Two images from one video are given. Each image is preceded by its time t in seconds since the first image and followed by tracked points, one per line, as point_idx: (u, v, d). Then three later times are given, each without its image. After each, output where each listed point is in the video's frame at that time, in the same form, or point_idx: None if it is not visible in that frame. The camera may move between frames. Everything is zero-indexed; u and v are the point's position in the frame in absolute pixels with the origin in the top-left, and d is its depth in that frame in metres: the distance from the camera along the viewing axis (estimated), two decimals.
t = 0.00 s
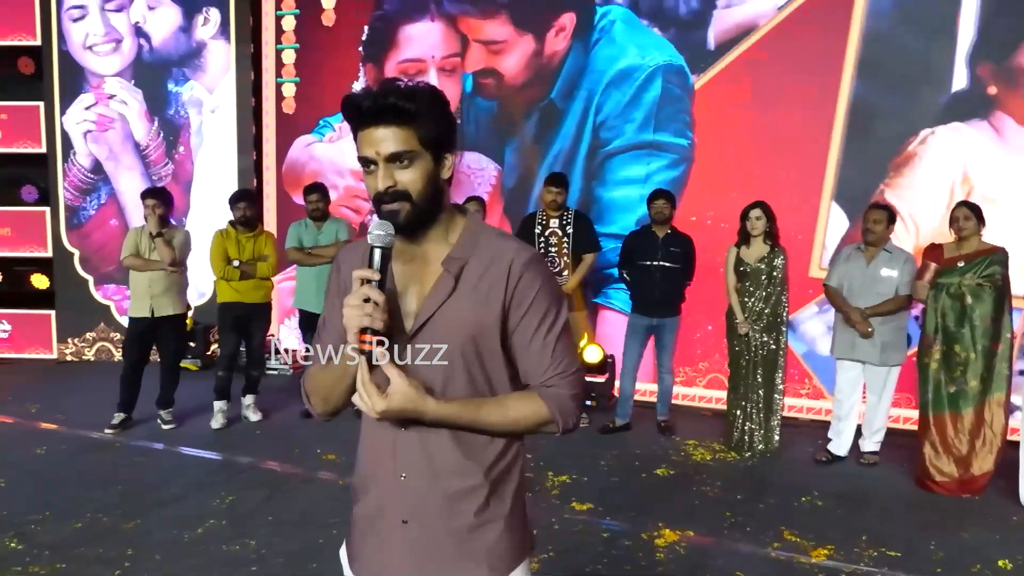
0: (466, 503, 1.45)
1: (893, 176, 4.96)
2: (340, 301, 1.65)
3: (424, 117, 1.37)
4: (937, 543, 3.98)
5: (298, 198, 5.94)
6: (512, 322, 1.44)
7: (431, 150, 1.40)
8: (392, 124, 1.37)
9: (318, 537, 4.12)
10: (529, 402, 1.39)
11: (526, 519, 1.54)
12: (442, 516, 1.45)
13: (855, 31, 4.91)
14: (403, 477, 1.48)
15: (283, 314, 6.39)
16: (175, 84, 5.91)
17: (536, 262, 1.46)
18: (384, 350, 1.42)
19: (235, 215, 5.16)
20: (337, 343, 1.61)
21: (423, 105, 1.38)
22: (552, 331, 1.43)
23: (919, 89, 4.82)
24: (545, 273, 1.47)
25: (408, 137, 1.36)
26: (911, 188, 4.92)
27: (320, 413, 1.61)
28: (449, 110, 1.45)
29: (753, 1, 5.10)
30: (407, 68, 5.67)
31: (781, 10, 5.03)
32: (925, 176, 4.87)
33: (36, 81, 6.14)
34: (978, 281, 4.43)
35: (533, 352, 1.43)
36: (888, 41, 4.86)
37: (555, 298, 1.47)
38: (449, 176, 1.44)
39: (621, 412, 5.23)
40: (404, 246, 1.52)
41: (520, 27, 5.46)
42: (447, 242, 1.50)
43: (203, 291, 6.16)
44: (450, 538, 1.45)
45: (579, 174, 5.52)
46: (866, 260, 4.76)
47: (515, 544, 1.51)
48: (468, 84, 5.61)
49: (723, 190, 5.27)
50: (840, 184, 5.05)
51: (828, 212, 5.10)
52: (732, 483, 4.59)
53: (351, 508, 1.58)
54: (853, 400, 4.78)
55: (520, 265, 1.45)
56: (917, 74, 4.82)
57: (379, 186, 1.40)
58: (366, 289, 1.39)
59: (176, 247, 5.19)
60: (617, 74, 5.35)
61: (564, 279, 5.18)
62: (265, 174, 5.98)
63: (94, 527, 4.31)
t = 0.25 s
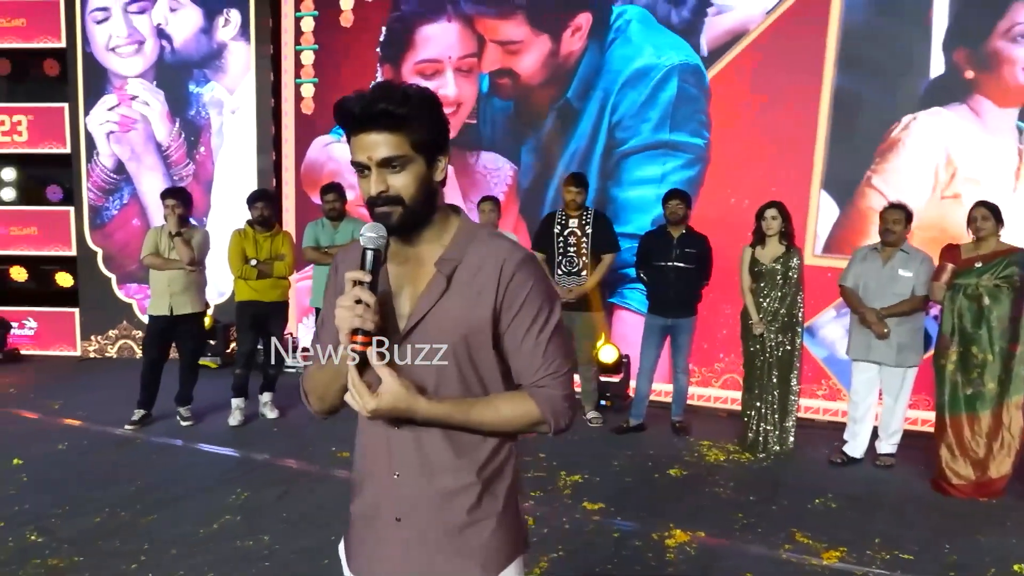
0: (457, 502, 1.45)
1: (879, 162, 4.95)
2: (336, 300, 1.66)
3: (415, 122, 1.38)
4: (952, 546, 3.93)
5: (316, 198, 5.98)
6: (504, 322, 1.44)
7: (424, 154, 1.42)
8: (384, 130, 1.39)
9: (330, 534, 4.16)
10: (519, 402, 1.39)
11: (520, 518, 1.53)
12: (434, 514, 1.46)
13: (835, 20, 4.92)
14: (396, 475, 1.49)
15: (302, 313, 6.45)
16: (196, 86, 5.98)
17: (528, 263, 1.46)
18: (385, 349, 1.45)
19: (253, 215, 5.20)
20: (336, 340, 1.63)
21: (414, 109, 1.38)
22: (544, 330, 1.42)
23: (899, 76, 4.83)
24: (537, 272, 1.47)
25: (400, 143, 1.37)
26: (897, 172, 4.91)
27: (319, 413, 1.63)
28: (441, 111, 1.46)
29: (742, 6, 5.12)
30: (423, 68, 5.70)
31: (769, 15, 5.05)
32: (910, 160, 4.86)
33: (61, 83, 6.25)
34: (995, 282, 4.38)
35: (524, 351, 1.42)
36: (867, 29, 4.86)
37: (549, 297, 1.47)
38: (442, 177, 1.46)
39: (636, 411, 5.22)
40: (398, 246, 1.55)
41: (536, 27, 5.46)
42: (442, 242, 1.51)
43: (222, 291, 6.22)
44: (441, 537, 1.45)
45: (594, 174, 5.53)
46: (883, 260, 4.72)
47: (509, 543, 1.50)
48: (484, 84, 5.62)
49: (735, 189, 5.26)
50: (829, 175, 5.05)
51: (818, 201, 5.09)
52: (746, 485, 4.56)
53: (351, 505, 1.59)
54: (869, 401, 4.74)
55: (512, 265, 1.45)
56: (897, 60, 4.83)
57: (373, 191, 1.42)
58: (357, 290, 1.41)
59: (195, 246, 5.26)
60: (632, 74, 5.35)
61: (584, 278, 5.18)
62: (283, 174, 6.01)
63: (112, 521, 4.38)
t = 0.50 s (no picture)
0: (455, 500, 1.46)
1: (881, 157, 4.93)
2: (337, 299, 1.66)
3: (412, 127, 1.36)
4: (969, 551, 3.86)
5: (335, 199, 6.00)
6: (502, 323, 1.44)
7: (423, 157, 1.40)
8: (383, 135, 1.37)
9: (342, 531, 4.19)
10: (517, 402, 1.38)
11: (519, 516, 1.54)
12: (431, 512, 1.47)
13: (832, 17, 4.92)
14: (394, 474, 1.50)
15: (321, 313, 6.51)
16: (218, 87, 6.04)
17: (526, 263, 1.45)
18: (384, 350, 1.45)
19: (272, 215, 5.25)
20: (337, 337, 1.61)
21: (412, 113, 1.37)
22: (541, 330, 1.42)
23: (897, 71, 4.82)
24: (536, 273, 1.46)
25: (398, 147, 1.35)
26: (899, 167, 4.88)
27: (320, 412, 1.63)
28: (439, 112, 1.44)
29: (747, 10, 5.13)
30: (441, 69, 5.73)
31: (773, 18, 5.06)
32: (911, 154, 4.83)
33: (87, 85, 6.36)
34: (1016, 284, 4.31)
35: (521, 351, 1.42)
36: (863, 26, 4.85)
37: (547, 297, 1.46)
38: (441, 179, 1.45)
39: (652, 412, 5.21)
40: (396, 247, 1.55)
41: (554, 27, 5.47)
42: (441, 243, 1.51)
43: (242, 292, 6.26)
44: (439, 535, 1.46)
45: (612, 174, 5.53)
46: (901, 261, 4.67)
47: (507, 541, 1.50)
48: (501, 85, 5.63)
49: (752, 189, 5.23)
50: (837, 173, 5.02)
51: (821, 198, 5.07)
52: (761, 487, 4.53)
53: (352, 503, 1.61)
54: (887, 404, 4.70)
55: (510, 266, 1.44)
56: (893, 55, 4.82)
57: (372, 194, 1.40)
58: (354, 292, 1.43)
59: (215, 246, 5.33)
60: (649, 74, 5.34)
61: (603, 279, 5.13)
62: (303, 175, 6.06)
63: (131, 516, 4.44)
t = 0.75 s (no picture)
0: (457, 497, 1.44)
1: (895, 155, 4.86)
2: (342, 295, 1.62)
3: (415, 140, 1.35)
4: (992, 557, 3.78)
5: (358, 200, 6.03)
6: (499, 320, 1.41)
7: (442, 182, 1.42)
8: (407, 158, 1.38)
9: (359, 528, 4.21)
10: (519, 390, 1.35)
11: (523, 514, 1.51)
12: (432, 508, 1.45)
13: (844, 14, 4.88)
14: (396, 471, 1.48)
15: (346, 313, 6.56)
16: (245, 90, 6.12)
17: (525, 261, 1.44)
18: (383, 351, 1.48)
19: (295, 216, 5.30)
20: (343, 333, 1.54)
21: (439, 143, 1.37)
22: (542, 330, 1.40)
23: (908, 69, 4.74)
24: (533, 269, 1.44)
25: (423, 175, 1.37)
26: (913, 164, 4.81)
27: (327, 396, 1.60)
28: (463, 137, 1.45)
29: (760, 13, 5.12)
30: (463, 70, 5.75)
31: (786, 20, 5.04)
32: (925, 152, 4.76)
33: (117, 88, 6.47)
34: None
35: (517, 345, 1.39)
36: (878, 23, 4.80)
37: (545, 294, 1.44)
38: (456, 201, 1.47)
39: (673, 413, 5.20)
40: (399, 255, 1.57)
41: (575, 28, 5.48)
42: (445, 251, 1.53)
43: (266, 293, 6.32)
44: (441, 532, 1.44)
45: (633, 175, 5.52)
46: (925, 263, 4.61)
47: (510, 538, 1.48)
48: (522, 87, 5.65)
49: (774, 190, 5.18)
50: (859, 173, 4.95)
51: (836, 196, 5.02)
52: (781, 489, 4.48)
53: (359, 502, 1.60)
54: (910, 407, 4.64)
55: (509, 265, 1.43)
56: (904, 53, 4.75)
57: (389, 210, 1.43)
58: (349, 304, 1.45)
59: (239, 246, 5.40)
60: (670, 75, 5.33)
61: (625, 280, 5.10)
62: (327, 175, 6.10)
63: (154, 511, 4.51)
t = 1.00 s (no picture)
0: (456, 495, 1.43)
1: (915, 154, 4.80)
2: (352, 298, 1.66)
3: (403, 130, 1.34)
4: (1014, 562, 3.69)
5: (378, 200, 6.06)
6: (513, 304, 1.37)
7: (464, 171, 1.38)
8: (431, 139, 1.35)
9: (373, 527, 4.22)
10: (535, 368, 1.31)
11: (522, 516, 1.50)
12: (432, 506, 1.44)
13: (862, 13, 4.83)
14: (397, 467, 1.48)
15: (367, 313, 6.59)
16: (268, 91, 6.18)
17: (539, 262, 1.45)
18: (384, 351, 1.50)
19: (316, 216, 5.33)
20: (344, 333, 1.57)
21: (464, 131, 1.36)
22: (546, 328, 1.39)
23: (926, 74, 4.70)
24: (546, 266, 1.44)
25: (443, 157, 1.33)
26: (934, 163, 4.75)
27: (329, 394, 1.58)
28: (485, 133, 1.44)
29: (778, 13, 5.09)
30: (483, 71, 5.76)
31: (804, 19, 5.00)
32: (945, 151, 4.70)
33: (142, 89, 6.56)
34: None
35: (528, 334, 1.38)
36: (898, 22, 4.74)
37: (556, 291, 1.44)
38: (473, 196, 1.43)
39: (691, 415, 5.18)
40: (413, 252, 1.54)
41: (595, 28, 5.47)
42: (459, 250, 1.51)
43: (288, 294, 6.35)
44: (439, 529, 1.44)
45: (652, 174, 5.50)
46: (948, 264, 4.53)
47: (508, 540, 1.47)
48: (542, 87, 5.65)
49: (795, 191, 5.14)
50: (880, 173, 4.90)
51: (854, 195, 4.98)
52: (800, 492, 4.43)
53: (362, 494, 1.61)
54: (932, 411, 4.57)
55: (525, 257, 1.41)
56: (923, 51, 4.70)
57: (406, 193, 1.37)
58: (356, 283, 1.42)
59: (260, 246, 5.45)
60: (690, 75, 5.31)
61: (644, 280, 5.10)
62: (349, 176, 6.12)
63: (174, 507, 4.55)
